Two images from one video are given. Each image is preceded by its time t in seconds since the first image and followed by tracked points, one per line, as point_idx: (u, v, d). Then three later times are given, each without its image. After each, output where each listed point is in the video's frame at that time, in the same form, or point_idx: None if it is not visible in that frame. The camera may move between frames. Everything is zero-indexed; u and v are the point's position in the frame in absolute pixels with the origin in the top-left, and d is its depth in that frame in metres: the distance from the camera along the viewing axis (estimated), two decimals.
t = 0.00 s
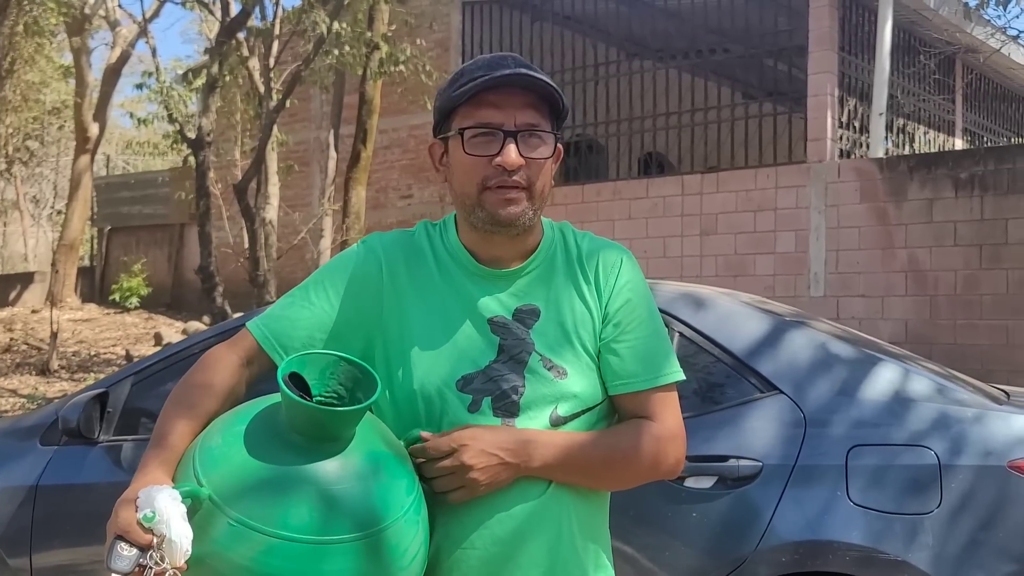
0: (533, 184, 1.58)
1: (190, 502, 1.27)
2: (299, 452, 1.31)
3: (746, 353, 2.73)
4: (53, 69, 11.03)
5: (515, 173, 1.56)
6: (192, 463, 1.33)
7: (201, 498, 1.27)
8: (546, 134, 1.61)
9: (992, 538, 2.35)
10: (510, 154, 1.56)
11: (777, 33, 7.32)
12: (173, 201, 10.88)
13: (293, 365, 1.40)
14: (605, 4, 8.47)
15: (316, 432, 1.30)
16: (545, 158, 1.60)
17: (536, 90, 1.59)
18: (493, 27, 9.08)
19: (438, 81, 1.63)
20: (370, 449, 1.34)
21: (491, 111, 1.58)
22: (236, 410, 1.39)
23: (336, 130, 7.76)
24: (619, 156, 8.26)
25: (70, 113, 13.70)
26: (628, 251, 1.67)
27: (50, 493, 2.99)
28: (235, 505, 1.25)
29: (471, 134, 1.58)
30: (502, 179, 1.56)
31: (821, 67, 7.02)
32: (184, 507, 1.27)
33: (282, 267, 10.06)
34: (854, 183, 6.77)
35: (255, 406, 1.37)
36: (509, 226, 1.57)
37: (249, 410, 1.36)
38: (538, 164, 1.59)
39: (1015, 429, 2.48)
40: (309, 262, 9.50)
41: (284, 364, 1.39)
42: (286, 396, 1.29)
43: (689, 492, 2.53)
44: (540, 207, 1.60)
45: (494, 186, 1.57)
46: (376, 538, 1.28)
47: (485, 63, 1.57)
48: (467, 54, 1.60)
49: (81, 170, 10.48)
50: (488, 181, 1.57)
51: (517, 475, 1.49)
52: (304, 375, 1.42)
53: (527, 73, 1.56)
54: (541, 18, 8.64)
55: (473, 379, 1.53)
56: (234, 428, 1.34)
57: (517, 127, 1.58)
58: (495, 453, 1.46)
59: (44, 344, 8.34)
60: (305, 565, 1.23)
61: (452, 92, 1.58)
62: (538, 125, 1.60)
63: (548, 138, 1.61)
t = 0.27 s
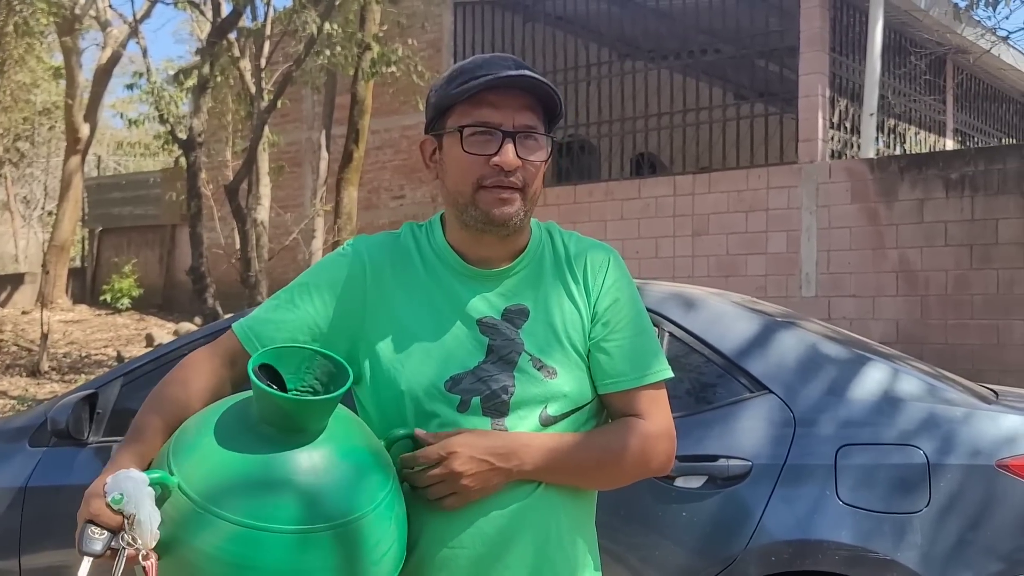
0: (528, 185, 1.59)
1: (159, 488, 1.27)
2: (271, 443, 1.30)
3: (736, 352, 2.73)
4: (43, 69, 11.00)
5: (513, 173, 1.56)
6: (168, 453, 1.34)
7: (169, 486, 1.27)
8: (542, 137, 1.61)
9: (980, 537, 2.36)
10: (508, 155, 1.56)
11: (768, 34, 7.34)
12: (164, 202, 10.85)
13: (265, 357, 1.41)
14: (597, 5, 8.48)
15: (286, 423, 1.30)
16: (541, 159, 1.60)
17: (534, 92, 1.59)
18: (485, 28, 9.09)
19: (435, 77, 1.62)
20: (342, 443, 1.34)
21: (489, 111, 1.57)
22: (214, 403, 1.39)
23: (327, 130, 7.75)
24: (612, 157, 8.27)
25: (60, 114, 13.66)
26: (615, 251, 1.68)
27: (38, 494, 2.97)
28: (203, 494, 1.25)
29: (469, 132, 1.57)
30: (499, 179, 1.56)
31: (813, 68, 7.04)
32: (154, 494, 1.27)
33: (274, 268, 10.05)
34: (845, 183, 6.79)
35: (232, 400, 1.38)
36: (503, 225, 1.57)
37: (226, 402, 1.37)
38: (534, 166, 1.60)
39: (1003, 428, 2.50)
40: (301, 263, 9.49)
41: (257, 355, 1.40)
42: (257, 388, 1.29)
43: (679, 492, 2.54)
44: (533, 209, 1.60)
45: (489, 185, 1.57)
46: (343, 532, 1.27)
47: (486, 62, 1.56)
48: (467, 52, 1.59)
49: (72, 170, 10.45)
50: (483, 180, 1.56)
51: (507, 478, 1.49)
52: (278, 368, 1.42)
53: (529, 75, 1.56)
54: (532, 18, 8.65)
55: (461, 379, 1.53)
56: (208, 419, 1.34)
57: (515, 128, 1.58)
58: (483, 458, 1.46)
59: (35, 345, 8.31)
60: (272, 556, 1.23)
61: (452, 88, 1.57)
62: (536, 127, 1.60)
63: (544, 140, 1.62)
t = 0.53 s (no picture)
0: (521, 197, 1.58)
1: (139, 494, 1.28)
2: (254, 456, 1.29)
3: (727, 350, 2.74)
4: (32, 69, 10.95)
5: (507, 185, 1.55)
6: (152, 457, 1.34)
7: (150, 492, 1.27)
8: (539, 148, 1.60)
9: (970, 534, 2.37)
10: (504, 168, 1.54)
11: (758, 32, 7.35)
12: (155, 202, 10.81)
13: (253, 366, 1.40)
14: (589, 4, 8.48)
15: (270, 437, 1.28)
16: (535, 173, 1.59)
17: (534, 104, 1.57)
18: (477, 27, 9.08)
19: (433, 75, 1.57)
20: (327, 458, 1.33)
21: (487, 121, 1.55)
22: (202, 408, 1.38)
23: (318, 130, 7.73)
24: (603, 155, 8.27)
25: (50, 113, 13.61)
26: (602, 250, 1.67)
27: (26, 496, 2.96)
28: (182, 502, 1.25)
29: (466, 140, 1.55)
30: (492, 191, 1.55)
31: (803, 66, 7.05)
32: (133, 500, 1.27)
33: (265, 268, 10.03)
34: (835, 182, 6.80)
35: (220, 407, 1.37)
36: (494, 234, 1.56)
37: (213, 409, 1.36)
38: (528, 177, 1.58)
39: (992, 425, 2.50)
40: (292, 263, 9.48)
41: (245, 366, 1.39)
42: (243, 401, 1.28)
43: (669, 490, 2.54)
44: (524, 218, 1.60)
45: (483, 196, 1.56)
46: (320, 549, 1.26)
47: (488, 70, 1.53)
48: (468, 55, 1.55)
49: (62, 170, 10.41)
50: (477, 190, 1.55)
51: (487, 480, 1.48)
52: (266, 378, 1.42)
53: (533, 92, 1.53)
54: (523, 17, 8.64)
55: (445, 379, 1.52)
56: (195, 426, 1.34)
57: (512, 140, 1.56)
58: (457, 463, 1.46)
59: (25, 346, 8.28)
60: (245, 569, 1.23)
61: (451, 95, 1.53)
62: (532, 139, 1.58)
63: (540, 152, 1.60)
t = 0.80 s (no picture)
0: (555, 204, 1.58)
1: (153, 509, 1.28)
2: (268, 473, 1.30)
3: (723, 347, 2.74)
4: (27, 67, 10.93)
5: (543, 193, 1.55)
6: (166, 473, 1.35)
7: (165, 506, 1.28)
8: (575, 155, 1.59)
9: (963, 528, 2.39)
10: (542, 175, 1.54)
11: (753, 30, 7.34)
12: (150, 201, 10.80)
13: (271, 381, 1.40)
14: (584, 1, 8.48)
15: (284, 453, 1.29)
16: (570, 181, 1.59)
17: (576, 113, 1.56)
18: (472, 25, 9.09)
19: (472, 74, 1.55)
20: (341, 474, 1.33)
21: (527, 126, 1.54)
22: (214, 422, 1.40)
23: (314, 128, 7.73)
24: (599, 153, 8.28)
25: (45, 112, 13.59)
26: (627, 252, 1.68)
27: (24, 496, 2.96)
28: (195, 517, 1.26)
29: (505, 146, 1.54)
30: (528, 197, 1.55)
31: (798, 64, 7.06)
32: (148, 515, 1.28)
33: (262, 267, 10.03)
34: (830, 179, 6.82)
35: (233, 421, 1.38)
36: (525, 239, 1.56)
37: (226, 423, 1.37)
38: (563, 185, 1.58)
39: (988, 420, 2.52)
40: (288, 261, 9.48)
41: (259, 380, 1.39)
42: (255, 417, 1.29)
43: (666, 486, 2.55)
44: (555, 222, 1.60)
45: (518, 202, 1.55)
46: (336, 565, 1.26)
47: (532, 77, 1.51)
48: (511, 58, 1.53)
49: (58, 169, 10.40)
50: (513, 197, 1.55)
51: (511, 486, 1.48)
52: (280, 392, 1.42)
53: (577, 102, 1.53)
54: (518, 15, 8.65)
55: (470, 379, 1.53)
56: (208, 441, 1.35)
57: (550, 147, 1.56)
58: (481, 472, 1.46)
59: (21, 345, 8.28)
60: None
61: (494, 98, 1.51)
62: (570, 147, 1.58)
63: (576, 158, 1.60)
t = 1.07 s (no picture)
0: (617, 188, 1.56)
1: (205, 504, 1.26)
2: (324, 474, 1.27)
3: (725, 346, 2.72)
4: (26, 66, 10.94)
5: (604, 174, 1.53)
6: (219, 463, 1.32)
7: (218, 503, 1.26)
8: (638, 139, 1.58)
9: (962, 525, 2.40)
10: (605, 156, 1.52)
11: (752, 27, 7.32)
12: (150, 199, 10.81)
13: (332, 378, 1.37)
14: None
15: (341, 457, 1.26)
16: (632, 165, 1.57)
17: (640, 95, 1.56)
18: (471, 23, 9.09)
19: (536, 58, 1.56)
20: (397, 479, 1.31)
21: (590, 106, 1.53)
22: (267, 413, 1.37)
23: (314, 127, 7.73)
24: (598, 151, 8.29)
25: (45, 111, 13.60)
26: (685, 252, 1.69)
27: (28, 494, 2.96)
28: (250, 517, 1.24)
29: (567, 126, 1.53)
30: (590, 178, 1.53)
31: (797, 61, 7.06)
32: (200, 511, 1.26)
33: (262, 265, 10.05)
34: (830, 176, 6.82)
35: (288, 415, 1.35)
36: (586, 223, 1.54)
37: (283, 418, 1.34)
38: (626, 169, 1.57)
39: (989, 417, 2.52)
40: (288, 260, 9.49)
41: (318, 377, 1.35)
42: (315, 419, 1.25)
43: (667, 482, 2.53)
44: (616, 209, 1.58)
45: (579, 183, 1.53)
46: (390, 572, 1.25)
47: (594, 55, 1.51)
48: (574, 39, 1.54)
49: (57, 168, 10.40)
50: (574, 178, 1.53)
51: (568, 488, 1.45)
52: (337, 389, 1.38)
53: (642, 79, 1.51)
54: (517, 12, 8.65)
55: (527, 374, 1.50)
56: (263, 435, 1.32)
57: (613, 128, 1.55)
58: (540, 473, 1.42)
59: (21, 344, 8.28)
60: None
61: (557, 77, 1.51)
62: (632, 129, 1.57)
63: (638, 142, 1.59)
